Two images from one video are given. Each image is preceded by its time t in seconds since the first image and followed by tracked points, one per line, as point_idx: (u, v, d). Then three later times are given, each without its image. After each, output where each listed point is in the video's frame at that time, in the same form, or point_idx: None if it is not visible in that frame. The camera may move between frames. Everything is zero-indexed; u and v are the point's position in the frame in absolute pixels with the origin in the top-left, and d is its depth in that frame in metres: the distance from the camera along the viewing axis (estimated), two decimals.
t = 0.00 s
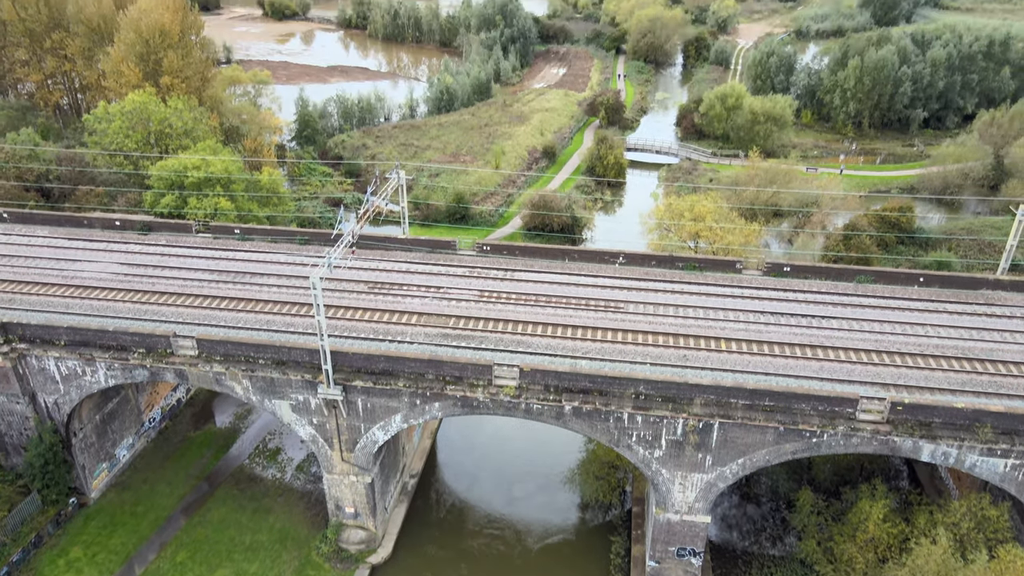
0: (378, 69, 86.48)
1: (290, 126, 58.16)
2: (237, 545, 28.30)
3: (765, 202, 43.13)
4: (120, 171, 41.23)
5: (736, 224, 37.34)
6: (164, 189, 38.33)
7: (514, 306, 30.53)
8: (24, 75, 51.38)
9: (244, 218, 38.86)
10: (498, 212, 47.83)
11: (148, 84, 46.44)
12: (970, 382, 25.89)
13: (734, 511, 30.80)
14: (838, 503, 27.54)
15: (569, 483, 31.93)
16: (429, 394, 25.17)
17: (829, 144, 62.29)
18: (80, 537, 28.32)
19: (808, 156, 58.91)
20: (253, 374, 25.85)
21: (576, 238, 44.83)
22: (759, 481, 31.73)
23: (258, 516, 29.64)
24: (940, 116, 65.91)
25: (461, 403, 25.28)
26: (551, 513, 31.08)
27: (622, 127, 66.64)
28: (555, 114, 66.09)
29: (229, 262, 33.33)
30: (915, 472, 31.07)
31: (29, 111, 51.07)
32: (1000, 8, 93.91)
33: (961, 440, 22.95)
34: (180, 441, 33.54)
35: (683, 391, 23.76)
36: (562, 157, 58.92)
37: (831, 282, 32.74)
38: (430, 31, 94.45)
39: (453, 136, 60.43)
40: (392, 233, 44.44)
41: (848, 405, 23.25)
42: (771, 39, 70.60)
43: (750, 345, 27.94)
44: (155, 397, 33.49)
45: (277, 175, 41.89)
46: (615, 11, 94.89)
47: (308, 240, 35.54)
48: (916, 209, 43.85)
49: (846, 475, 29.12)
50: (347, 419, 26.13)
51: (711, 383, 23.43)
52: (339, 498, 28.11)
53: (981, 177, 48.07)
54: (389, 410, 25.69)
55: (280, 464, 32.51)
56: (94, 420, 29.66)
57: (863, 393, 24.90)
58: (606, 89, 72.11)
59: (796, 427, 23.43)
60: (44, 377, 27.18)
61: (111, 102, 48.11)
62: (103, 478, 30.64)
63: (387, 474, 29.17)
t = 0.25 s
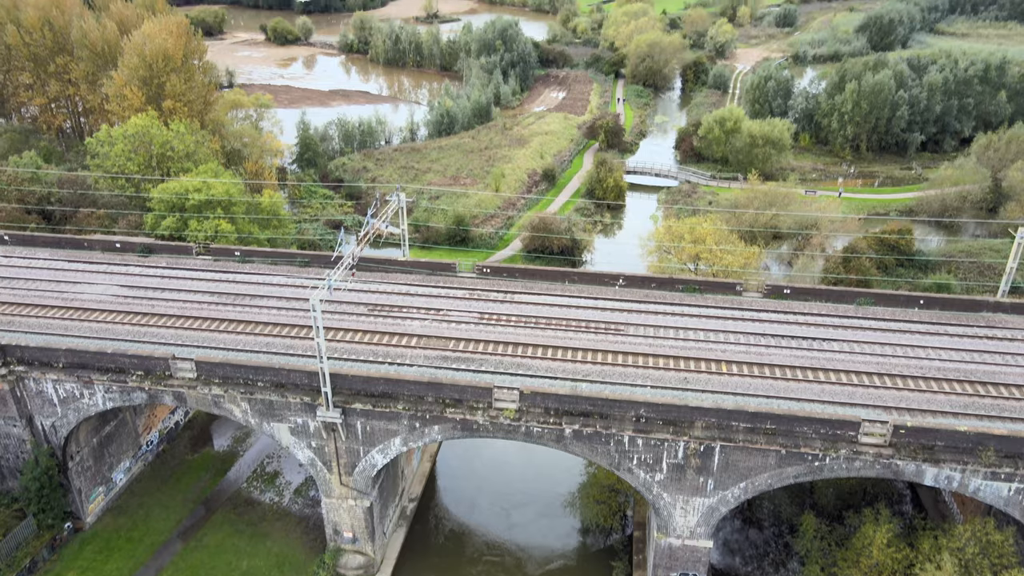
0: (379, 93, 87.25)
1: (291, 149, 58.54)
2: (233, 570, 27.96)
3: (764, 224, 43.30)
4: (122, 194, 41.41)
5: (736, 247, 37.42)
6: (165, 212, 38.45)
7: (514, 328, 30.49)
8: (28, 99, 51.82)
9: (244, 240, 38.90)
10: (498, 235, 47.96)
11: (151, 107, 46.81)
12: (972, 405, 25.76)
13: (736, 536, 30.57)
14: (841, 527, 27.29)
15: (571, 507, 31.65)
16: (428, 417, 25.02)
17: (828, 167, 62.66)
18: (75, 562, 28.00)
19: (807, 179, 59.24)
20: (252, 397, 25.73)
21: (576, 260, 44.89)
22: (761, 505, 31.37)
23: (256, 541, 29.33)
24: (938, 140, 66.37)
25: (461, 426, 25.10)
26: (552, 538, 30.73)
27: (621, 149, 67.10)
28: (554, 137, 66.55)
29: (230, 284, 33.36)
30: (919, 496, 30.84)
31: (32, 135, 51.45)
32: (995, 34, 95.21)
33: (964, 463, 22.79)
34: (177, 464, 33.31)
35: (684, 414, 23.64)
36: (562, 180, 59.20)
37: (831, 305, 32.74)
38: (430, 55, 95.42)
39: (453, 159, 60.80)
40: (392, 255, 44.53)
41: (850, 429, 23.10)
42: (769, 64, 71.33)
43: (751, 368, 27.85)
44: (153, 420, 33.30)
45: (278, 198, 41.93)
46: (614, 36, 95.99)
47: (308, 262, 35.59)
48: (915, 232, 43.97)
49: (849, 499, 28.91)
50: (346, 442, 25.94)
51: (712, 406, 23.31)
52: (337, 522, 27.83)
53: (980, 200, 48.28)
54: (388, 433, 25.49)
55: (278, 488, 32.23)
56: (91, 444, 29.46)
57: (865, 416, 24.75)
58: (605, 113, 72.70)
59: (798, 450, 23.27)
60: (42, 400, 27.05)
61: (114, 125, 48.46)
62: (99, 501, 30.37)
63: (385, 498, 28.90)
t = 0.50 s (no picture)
0: (380, 114, 87.88)
1: (292, 169, 58.83)
2: None
3: (764, 244, 43.37)
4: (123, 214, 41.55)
5: (736, 266, 37.46)
6: (165, 232, 38.55)
7: (514, 348, 30.42)
8: (31, 120, 52.19)
9: (244, 259, 38.86)
10: (498, 254, 48.02)
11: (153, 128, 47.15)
12: (975, 426, 25.63)
13: (738, 558, 30.25)
14: (845, 550, 27.04)
15: (571, 529, 31.35)
16: (428, 438, 24.85)
17: (827, 187, 62.88)
18: None
19: (806, 199, 59.44)
20: (250, 417, 25.58)
21: (576, 279, 44.89)
22: (763, 527, 31.06)
23: (253, 563, 29.03)
24: (936, 160, 66.68)
25: (461, 447, 24.91)
26: (553, 561, 30.36)
27: (621, 170, 67.40)
28: (554, 157, 66.88)
29: (230, 304, 33.34)
30: (923, 518, 30.54)
31: (35, 155, 51.75)
32: (991, 56, 96.18)
33: (967, 485, 22.62)
34: (175, 485, 33.06)
35: (685, 435, 23.52)
36: (562, 200, 59.42)
37: (831, 324, 32.71)
38: (431, 76, 96.12)
39: (453, 179, 61.05)
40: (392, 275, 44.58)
41: (852, 450, 22.96)
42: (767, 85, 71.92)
43: (752, 388, 27.76)
44: (151, 440, 33.10)
45: (278, 217, 41.72)
46: (613, 57, 96.92)
47: (308, 281, 35.62)
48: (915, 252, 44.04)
49: (852, 521, 28.62)
50: (345, 463, 25.73)
51: (713, 426, 23.20)
52: (335, 544, 27.55)
53: (979, 220, 48.38)
54: (387, 454, 25.29)
55: (276, 509, 31.96)
56: (89, 464, 29.25)
57: (868, 437, 24.63)
58: (605, 133, 73.15)
59: (800, 471, 23.10)
60: (39, 420, 26.89)
61: (116, 146, 48.74)
62: (95, 523, 30.11)
63: (384, 520, 28.62)
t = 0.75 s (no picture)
0: (381, 138, 88.56)
1: (293, 192, 59.12)
2: None
3: (764, 267, 43.44)
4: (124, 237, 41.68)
5: (736, 289, 37.47)
6: (165, 255, 38.65)
7: (514, 371, 30.32)
8: (34, 143, 52.55)
9: (244, 282, 39.35)
10: (498, 277, 48.08)
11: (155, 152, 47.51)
12: (978, 450, 25.48)
13: None
14: None
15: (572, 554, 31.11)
16: (428, 462, 24.64)
17: (826, 211, 63.15)
18: None
19: (806, 222, 59.66)
20: (249, 441, 25.39)
21: (575, 302, 44.76)
22: (765, 553, 30.13)
23: None
24: (934, 184, 67.06)
25: (460, 471, 24.66)
26: None
27: (621, 193, 67.73)
28: (554, 181, 67.25)
29: (229, 327, 33.30)
30: (927, 544, 30.14)
31: (37, 179, 52.01)
32: (987, 81, 97.21)
33: (972, 510, 22.43)
34: (172, 510, 32.75)
35: (687, 458, 23.37)
36: (562, 223, 59.60)
37: (832, 347, 32.64)
38: (432, 101, 96.95)
39: (453, 202, 61.31)
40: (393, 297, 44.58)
41: (855, 474, 22.79)
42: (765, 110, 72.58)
43: (754, 412, 27.62)
44: (148, 464, 32.84)
45: (279, 241, 41.83)
46: (612, 82, 97.91)
47: (308, 304, 35.62)
48: (915, 275, 44.10)
49: (856, 547, 28.33)
50: (344, 487, 25.47)
51: (715, 450, 23.07)
52: (333, 570, 27.19)
53: (978, 243, 48.54)
54: (386, 478, 25.04)
55: (273, 534, 31.61)
56: (85, 488, 28.99)
57: (870, 461, 24.47)
58: (604, 157, 73.65)
59: (802, 496, 22.90)
60: (36, 444, 26.67)
61: (118, 169, 49.03)
62: (91, 548, 29.76)
63: (383, 545, 28.29)
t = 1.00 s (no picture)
0: (382, 159, 89.06)
1: (293, 212, 59.30)
2: None
3: (764, 287, 43.46)
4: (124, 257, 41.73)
5: (736, 309, 37.47)
6: (165, 274, 38.69)
7: (514, 392, 30.19)
8: (36, 164, 52.80)
9: (243, 301, 38.93)
10: (498, 297, 48.12)
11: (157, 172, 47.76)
12: (981, 471, 25.32)
13: None
14: None
15: None
16: (427, 483, 24.41)
17: (825, 231, 63.33)
18: None
19: (806, 242, 59.81)
20: (247, 461, 25.20)
21: (575, 322, 45.00)
22: None
23: None
24: (932, 204, 67.43)
25: (460, 493, 24.39)
26: None
27: (621, 214, 67.96)
28: (553, 201, 67.54)
29: (228, 347, 33.22)
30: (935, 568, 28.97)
31: (39, 199, 52.17)
32: (983, 103, 98.08)
33: (976, 532, 22.19)
34: (168, 533, 32.43)
35: (688, 480, 23.23)
36: (562, 244, 59.74)
37: (833, 368, 32.55)
38: (432, 122, 97.48)
39: (453, 223, 61.48)
40: (393, 317, 44.54)
41: (857, 496, 22.61)
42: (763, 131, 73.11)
43: (755, 433, 27.47)
44: (145, 486, 32.54)
45: (279, 260, 41.70)
46: (611, 104, 98.72)
47: (307, 324, 35.58)
48: (915, 295, 44.19)
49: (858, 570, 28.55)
50: (342, 509, 25.19)
51: (716, 471, 23.00)
52: None
53: (978, 264, 48.67)
54: (385, 500, 24.77)
55: (271, 557, 31.24)
56: (81, 510, 28.72)
57: (872, 482, 24.30)
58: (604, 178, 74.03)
59: (804, 518, 22.64)
60: (33, 465, 26.40)
61: (119, 190, 49.22)
62: (86, 572, 29.42)
63: (382, 568, 27.95)
